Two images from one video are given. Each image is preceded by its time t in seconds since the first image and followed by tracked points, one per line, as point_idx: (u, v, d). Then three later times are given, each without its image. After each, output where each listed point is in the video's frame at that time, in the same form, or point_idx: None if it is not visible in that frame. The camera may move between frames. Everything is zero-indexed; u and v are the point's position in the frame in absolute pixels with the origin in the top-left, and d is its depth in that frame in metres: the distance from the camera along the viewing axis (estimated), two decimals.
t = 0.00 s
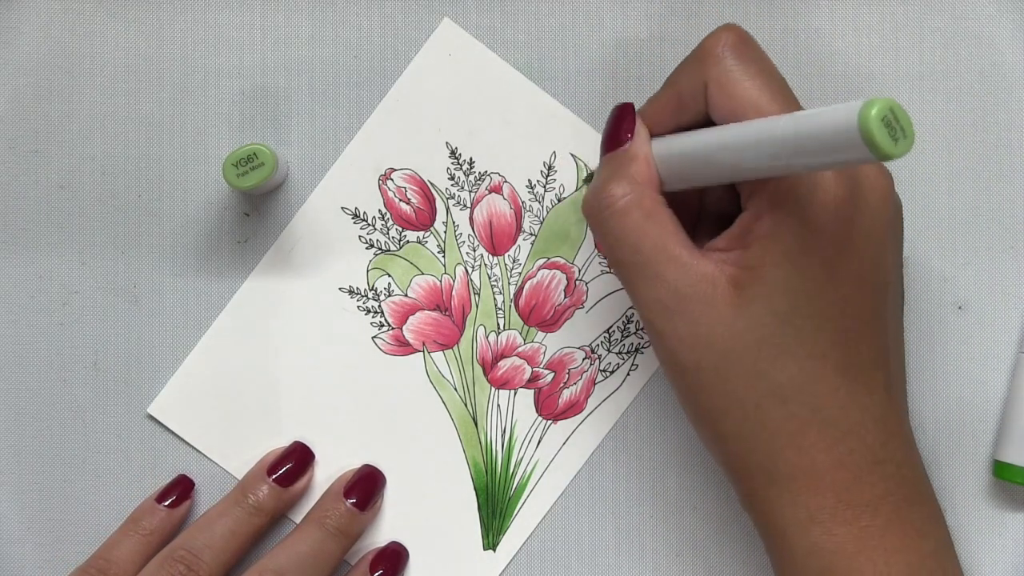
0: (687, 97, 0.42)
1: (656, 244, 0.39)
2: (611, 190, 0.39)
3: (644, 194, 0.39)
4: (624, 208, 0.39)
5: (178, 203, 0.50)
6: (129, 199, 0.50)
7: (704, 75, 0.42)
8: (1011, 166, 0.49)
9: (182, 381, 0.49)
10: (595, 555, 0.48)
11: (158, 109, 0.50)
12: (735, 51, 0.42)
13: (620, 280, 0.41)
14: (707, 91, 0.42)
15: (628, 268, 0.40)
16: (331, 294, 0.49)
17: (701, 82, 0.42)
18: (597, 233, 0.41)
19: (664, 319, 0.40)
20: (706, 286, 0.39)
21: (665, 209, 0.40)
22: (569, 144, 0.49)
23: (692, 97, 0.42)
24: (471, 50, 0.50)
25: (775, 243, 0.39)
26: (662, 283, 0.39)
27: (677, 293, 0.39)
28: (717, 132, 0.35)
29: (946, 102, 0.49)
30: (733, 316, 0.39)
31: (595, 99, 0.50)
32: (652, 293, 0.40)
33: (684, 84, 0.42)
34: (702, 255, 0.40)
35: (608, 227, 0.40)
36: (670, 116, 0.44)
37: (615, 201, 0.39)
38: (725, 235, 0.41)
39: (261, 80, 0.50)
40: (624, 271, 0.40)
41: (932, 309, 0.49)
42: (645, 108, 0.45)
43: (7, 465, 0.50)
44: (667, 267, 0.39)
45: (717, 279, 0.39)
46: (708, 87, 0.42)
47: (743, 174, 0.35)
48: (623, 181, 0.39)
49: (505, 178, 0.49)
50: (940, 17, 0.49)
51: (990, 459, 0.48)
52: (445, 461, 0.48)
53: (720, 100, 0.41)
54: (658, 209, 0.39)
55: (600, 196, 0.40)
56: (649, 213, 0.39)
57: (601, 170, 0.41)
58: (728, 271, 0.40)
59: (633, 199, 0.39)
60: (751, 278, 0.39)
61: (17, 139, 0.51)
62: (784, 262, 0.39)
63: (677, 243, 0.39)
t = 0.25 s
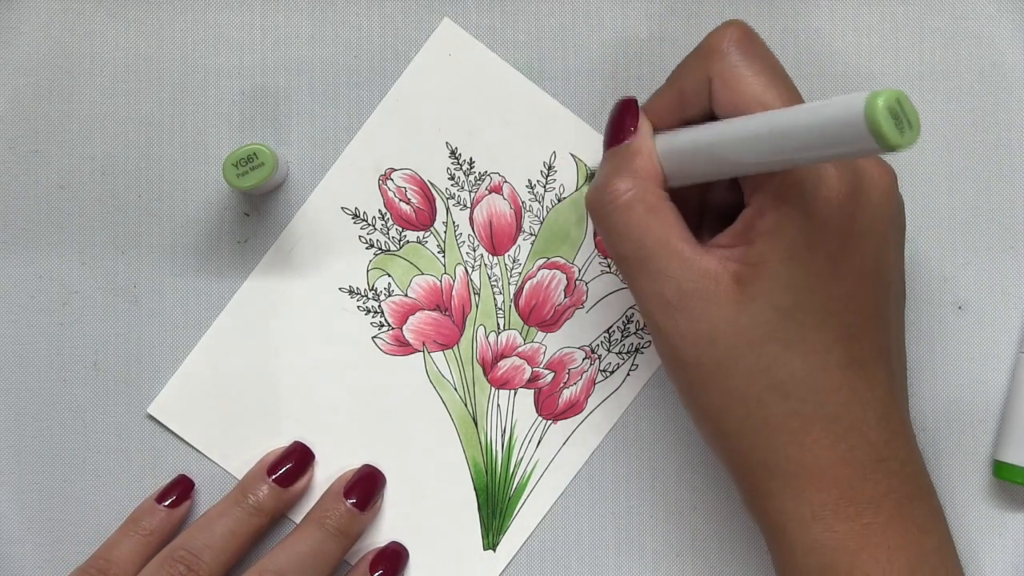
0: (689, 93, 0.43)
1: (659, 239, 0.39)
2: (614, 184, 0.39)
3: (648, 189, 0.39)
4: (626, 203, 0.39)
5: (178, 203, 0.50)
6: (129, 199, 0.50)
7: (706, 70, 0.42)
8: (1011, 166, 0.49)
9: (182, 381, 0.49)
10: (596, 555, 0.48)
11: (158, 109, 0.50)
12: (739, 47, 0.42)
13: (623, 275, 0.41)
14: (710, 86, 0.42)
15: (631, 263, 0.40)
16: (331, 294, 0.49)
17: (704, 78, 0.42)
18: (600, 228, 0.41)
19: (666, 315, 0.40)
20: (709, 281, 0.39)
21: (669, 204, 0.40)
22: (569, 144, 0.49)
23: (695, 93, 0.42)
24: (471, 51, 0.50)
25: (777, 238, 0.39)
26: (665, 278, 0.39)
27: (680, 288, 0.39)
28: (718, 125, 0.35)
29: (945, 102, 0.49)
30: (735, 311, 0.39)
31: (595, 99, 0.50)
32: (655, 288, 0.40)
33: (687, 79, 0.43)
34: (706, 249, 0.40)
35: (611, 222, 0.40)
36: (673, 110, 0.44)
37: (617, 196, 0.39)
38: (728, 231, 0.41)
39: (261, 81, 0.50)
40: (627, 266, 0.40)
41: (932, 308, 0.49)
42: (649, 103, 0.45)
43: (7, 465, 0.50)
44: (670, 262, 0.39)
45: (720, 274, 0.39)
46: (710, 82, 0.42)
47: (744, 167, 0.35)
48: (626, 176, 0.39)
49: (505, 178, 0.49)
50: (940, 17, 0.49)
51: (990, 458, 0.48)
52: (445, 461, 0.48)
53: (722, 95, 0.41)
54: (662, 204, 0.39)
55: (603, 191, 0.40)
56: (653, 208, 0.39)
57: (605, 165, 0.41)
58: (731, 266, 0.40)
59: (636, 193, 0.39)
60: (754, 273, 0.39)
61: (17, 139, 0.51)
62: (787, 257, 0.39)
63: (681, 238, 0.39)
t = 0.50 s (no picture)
0: (692, 90, 0.42)
1: (661, 236, 0.39)
2: (618, 181, 0.40)
3: (650, 186, 0.40)
4: (629, 200, 0.39)
5: (178, 203, 0.50)
6: (129, 199, 0.50)
7: (710, 68, 0.42)
8: (1011, 167, 0.49)
9: (182, 381, 0.49)
10: (596, 555, 0.48)
11: (158, 109, 0.50)
12: (741, 45, 0.42)
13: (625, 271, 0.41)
14: (712, 84, 0.42)
15: (633, 260, 0.41)
16: (331, 294, 0.49)
17: (707, 76, 0.42)
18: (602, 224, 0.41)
19: (668, 311, 0.40)
20: (710, 278, 0.39)
21: (671, 201, 0.40)
22: (570, 144, 0.49)
23: (697, 91, 0.42)
24: (471, 51, 0.50)
25: (778, 239, 0.39)
26: (666, 275, 0.40)
27: (681, 285, 0.39)
28: (721, 124, 0.35)
29: (945, 102, 0.49)
30: (735, 310, 0.39)
31: (595, 99, 0.50)
32: (657, 285, 0.40)
33: (690, 77, 0.42)
34: (707, 247, 0.40)
35: (613, 218, 0.40)
36: (675, 108, 0.44)
37: (620, 193, 0.40)
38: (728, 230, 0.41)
39: (261, 81, 0.50)
40: (629, 263, 0.41)
41: (932, 309, 0.49)
42: (649, 101, 0.45)
43: (7, 466, 0.50)
44: (672, 258, 0.39)
45: (722, 272, 0.39)
46: (713, 80, 0.42)
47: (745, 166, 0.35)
48: (629, 173, 0.40)
49: (505, 178, 0.49)
50: (940, 17, 0.49)
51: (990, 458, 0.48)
52: (445, 462, 0.48)
53: (724, 94, 0.41)
54: (664, 201, 0.40)
55: (606, 188, 0.40)
56: (655, 205, 0.39)
57: (608, 162, 0.41)
58: (732, 264, 0.40)
59: (638, 190, 0.39)
60: (755, 272, 0.39)
61: (17, 139, 0.51)
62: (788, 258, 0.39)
63: (682, 235, 0.39)
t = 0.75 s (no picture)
0: (693, 109, 0.42)
1: (666, 259, 0.38)
2: (617, 207, 0.39)
3: (651, 209, 0.39)
4: (631, 224, 0.38)
5: (178, 203, 0.50)
6: (129, 199, 0.50)
7: (709, 84, 0.42)
8: (1011, 166, 0.49)
9: (182, 381, 0.49)
10: (596, 555, 0.48)
11: (158, 109, 0.50)
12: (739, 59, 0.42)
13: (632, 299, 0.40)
14: (714, 99, 0.42)
15: (640, 286, 0.39)
16: (331, 294, 0.49)
17: (707, 91, 0.42)
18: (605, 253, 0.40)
19: (681, 336, 0.39)
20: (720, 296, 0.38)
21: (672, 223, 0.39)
22: (570, 144, 0.49)
23: (698, 109, 0.42)
24: (471, 51, 0.50)
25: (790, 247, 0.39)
26: (676, 297, 0.38)
27: (693, 307, 0.38)
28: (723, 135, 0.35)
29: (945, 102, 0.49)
30: (750, 324, 0.39)
31: (595, 99, 0.50)
32: (668, 310, 0.39)
33: (689, 95, 0.42)
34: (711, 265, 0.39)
35: (617, 245, 0.39)
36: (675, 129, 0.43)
37: (617, 217, 0.39)
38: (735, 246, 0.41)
39: (261, 81, 0.50)
40: (634, 290, 0.39)
41: (932, 309, 0.49)
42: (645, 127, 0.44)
43: (8, 465, 0.50)
44: (680, 281, 0.38)
45: (732, 286, 0.39)
46: (715, 95, 0.42)
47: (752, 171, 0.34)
48: (627, 198, 0.39)
49: (505, 178, 0.49)
50: (940, 17, 0.49)
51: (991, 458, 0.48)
52: (445, 461, 0.48)
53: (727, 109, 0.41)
54: (666, 223, 0.39)
55: (607, 214, 0.39)
56: (658, 227, 0.38)
57: (606, 188, 0.40)
58: (741, 279, 0.39)
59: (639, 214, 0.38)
60: (765, 283, 0.39)
61: (17, 139, 0.51)
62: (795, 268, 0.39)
63: (687, 256, 0.39)
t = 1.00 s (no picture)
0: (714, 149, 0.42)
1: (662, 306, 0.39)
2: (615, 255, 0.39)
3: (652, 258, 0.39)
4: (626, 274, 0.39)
5: (178, 203, 0.50)
6: (129, 199, 0.50)
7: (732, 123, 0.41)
8: (1011, 167, 0.49)
9: (182, 382, 0.49)
10: (596, 556, 0.48)
11: (158, 110, 0.51)
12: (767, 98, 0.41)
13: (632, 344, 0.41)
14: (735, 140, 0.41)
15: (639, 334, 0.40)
16: (332, 294, 0.49)
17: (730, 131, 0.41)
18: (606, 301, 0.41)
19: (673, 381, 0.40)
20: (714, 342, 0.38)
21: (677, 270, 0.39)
22: (570, 144, 0.49)
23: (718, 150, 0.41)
24: (471, 51, 0.50)
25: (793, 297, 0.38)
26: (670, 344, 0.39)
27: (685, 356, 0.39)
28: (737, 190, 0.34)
29: (945, 102, 0.49)
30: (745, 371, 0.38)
31: (595, 99, 0.50)
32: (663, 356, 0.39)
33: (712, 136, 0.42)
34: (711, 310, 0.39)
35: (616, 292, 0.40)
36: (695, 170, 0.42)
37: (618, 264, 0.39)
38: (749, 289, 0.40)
39: (261, 81, 0.50)
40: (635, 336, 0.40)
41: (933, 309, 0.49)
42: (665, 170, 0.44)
43: (8, 465, 0.50)
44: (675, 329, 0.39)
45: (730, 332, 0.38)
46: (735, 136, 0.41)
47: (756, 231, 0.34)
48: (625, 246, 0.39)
49: (505, 178, 0.49)
50: (940, 17, 0.49)
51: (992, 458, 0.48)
52: (445, 461, 0.48)
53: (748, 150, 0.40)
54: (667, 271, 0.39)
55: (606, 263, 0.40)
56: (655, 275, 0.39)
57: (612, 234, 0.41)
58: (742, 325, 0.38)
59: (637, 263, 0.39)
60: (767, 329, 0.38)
61: (18, 139, 0.51)
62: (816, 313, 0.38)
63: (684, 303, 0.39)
